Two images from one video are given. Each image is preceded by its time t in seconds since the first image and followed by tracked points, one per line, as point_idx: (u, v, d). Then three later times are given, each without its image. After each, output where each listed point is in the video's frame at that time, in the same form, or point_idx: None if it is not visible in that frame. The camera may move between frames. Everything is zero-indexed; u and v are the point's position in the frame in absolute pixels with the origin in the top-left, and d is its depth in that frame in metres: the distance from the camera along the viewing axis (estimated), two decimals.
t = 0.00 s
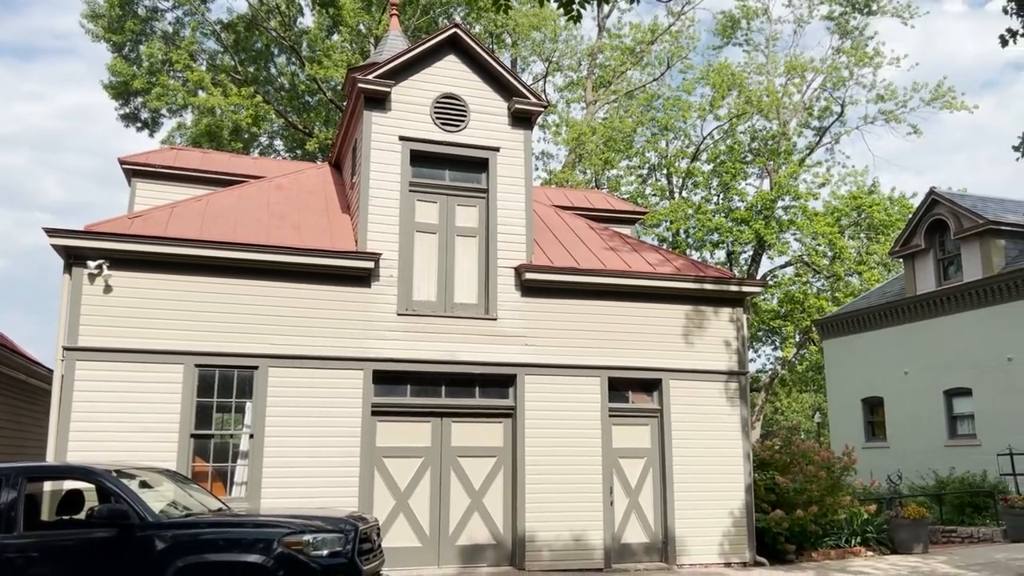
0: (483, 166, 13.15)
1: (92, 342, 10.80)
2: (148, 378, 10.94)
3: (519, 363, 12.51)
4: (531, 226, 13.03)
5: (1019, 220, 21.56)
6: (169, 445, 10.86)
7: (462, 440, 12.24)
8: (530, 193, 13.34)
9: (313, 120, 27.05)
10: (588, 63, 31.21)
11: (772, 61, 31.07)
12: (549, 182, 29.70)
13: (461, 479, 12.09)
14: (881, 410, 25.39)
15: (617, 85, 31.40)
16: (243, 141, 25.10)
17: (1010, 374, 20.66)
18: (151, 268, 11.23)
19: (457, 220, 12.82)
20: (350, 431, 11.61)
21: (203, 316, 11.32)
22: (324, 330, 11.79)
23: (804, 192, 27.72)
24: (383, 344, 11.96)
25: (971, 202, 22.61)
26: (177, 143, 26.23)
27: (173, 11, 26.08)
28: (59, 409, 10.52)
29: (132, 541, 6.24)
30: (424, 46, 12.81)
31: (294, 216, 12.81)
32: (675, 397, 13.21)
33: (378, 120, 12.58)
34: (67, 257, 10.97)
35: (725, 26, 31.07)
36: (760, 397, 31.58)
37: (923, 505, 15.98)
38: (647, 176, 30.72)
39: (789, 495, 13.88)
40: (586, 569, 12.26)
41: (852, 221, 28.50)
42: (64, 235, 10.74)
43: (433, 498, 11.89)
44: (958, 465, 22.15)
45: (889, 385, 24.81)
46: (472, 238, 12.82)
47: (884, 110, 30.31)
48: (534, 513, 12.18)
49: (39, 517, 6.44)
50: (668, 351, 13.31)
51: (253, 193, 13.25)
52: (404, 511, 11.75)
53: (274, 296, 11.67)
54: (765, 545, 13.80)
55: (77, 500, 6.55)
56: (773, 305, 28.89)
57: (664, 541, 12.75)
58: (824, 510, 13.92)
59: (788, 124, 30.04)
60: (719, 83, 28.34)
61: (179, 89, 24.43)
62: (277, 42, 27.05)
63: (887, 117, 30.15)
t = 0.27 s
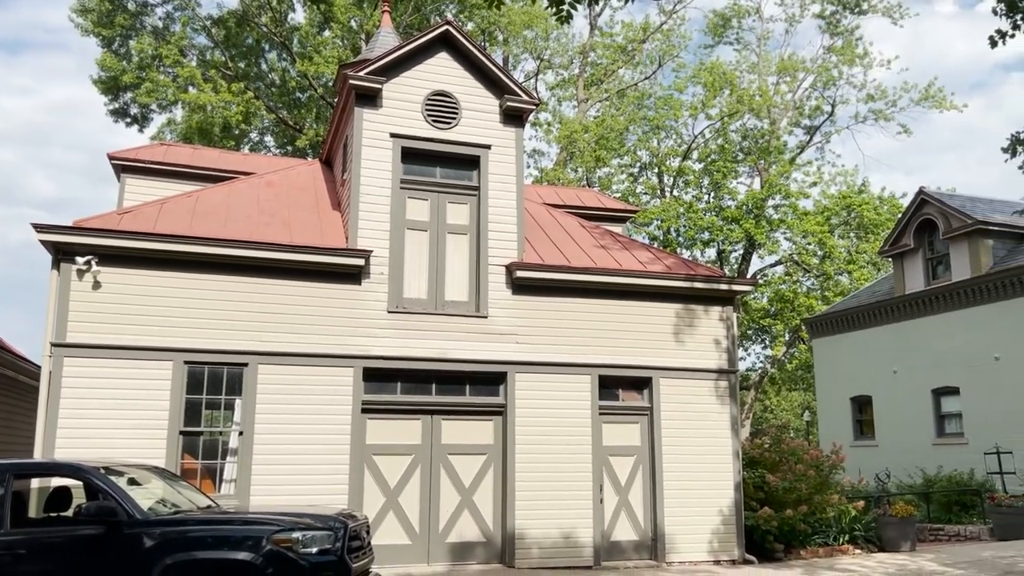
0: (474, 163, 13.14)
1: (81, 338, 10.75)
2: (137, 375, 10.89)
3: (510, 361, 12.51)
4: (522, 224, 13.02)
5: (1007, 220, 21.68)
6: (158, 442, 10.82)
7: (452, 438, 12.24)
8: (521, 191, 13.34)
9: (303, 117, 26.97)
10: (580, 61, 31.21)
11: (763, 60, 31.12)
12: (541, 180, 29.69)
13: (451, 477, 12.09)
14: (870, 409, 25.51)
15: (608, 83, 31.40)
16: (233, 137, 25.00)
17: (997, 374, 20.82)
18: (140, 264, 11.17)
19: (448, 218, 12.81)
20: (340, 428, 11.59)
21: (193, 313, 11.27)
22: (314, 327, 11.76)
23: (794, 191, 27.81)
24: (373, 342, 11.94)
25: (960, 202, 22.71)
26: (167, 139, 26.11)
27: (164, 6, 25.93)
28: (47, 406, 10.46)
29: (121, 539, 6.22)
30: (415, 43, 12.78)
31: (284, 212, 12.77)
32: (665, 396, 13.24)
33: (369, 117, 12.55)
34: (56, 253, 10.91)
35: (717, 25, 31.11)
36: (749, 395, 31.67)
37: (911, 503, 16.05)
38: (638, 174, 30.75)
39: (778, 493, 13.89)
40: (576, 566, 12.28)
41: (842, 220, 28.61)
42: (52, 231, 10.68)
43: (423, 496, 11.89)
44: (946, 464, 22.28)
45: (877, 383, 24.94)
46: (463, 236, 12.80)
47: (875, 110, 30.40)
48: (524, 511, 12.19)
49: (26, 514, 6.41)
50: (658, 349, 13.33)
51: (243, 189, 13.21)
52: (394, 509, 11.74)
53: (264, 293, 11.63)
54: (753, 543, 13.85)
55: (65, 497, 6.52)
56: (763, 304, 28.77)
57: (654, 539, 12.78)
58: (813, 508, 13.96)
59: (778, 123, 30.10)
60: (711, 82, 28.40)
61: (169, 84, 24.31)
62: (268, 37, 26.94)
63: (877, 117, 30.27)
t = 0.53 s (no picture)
0: (465, 161, 13.13)
1: (68, 335, 10.69)
2: (125, 371, 10.84)
3: (499, 359, 12.51)
4: (512, 222, 13.02)
5: (994, 221, 21.81)
6: (146, 439, 10.77)
7: (442, 435, 12.23)
8: (511, 189, 13.33)
9: (293, 113, 26.90)
10: (571, 59, 31.22)
11: (753, 59, 31.21)
12: (531, 178, 29.71)
13: (440, 474, 12.08)
14: (857, 407, 25.65)
15: (599, 82, 31.42)
16: (222, 134, 24.90)
17: (983, 373, 21.00)
18: (128, 261, 11.11)
19: (438, 215, 12.79)
20: (330, 426, 11.57)
21: (181, 310, 11.22)
22: (303, 324, 11.72)
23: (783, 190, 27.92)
24: (362, 339, 11.92)
25: (948, 202, 22.67)
26: (156, 135, 25.99)
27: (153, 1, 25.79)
28: (33, 402, 10.40)
29: (108, 536, 6.19)
30: (406, 40, 12.75)
31: (274, 209, 12.72)
32: (654, 394, 13.27)
33: (359, 114, 12.51)
34: (43, 249, 10.84)
35: (707, 24, 31.17)
36: (738, 393, 31.78)
37: (897, 501, 16.15)
38: (629, 173, 30.79)
39: (766, 491, 13.96)
40: (564, 564, 12.30)
41: (831, 220, 28.72)
42: (40, 227, 10.61)
43: (412, 494, 11.88)
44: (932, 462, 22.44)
45: (864, 382, 25.06)
46: (453, 233, 12.79)
47: (864, 110, 30.54)
48: (513, 509, 12.20)
49: (12, 511, 6.37)
50: (647, 347, 13.36)
51: (233, 186, 13.15)
52: (383, 506, 11.73)
53: (253, 290, 11.59)
54: (741, 541, 13.91)
55: (51, 495, 6.46)
56: (752, 303, 28.74)
57: (642, 536, 12.82)
58: (801, 506, 14.02)
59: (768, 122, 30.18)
60: (701, 82, 28.47)
61: (158, 80, 24.19)
62: (258, 34, 26.83)
63: (866, 117, 30.39)
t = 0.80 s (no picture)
0: (454, 159, 13.11)
1: (54, 331, 10.62)
2: (112, 368, 10.77)
3: (488, 357, 12.51)
4: (502, 219, 13.02)
5: (981, 221, 21.95)
6: (132, 436, 10.72)
7: (430, 433, 12.22)
8: (501, 186, 13.33)
9: (282, 109, 26.80)
10: (561, 57, 31.22)
11: (743, 59, 31.30)
12: (521, 176, 29.71)
13: (428, 472, 12.07)
14: (844, 406, 25.78)
15: (589, 80, 31.44)
16: (210, 130, 24.77)
17: (969, 372, 21.18)
18: (115, 257, 11.05)
19: (427, 213, 12.77)
20: (318, 424, 11.54)
21: (169, 307, 11.17)
22: (291, 321, 11.69)
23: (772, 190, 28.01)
24: (351, 336, 11.89)
25: (936, 202, 22.75)
26: (143, 131, 25.83)
27: None
28: (19, 399, 10.33)
29: (94, 534, 6.15)
30: (396, 37, 12.72)
31: (262, 206, 12.67)
32: (643, 392, 13.30)
33: (348, 110, 12.48)
34: (29, 245, 10.77)
35: (697, 24, 31.24)
36: (726, 392, 31.87)
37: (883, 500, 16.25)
38: (619, 171, 30.83)
39: (752, 489, 14.04)
40: (553, 561, 12.32)
41: (819, 220, 28.84)
42: (26, 222, 10.54)
43: (401, 491, 11.87)
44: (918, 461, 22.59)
45: (851, 381, 25.20)
46: (442, 231, 12.78)
47: (852, 111, 30.68)
48: (501, 506, 12.21)
49: None
50: (636, 346, 13.39)
51: (221, 182, 13.09)
52: (371, 504, 11.71)
53: (241, 287, 11.55)
54: (728, 539, 13.96)
55: (36, 492, 6.38)
56: (741, 302, 29.10)
57: (630, 534, 12.85)
58: (788, 504, 14.09)
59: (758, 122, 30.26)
60: (691, 81, 28.54)
61: (146, 75, 24.03)
62: (247, 29, 26.71)
63: (854, 118, 30.53)
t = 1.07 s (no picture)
0: (443, 156, 13.09)
1: (39, 328, 10.54)
2: (97, 365, 10.71)
3: (477, 355, 12.51)
4: (490, 217, 13.01)
5: (966, 221, 22.08)
6: (118, 433, 10.66)
7: (418, 431, 12.21)
8: (490, 184, 13.32)
9: (270, 105, 26.71)
10: (550, 56, 31.21)
11: (732, 58, 31.37)
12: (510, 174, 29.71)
13: (416, 470, 12.06)
14: (830, 405, 25.91)
15: (578, 79, 31.43)
16: (198, 126, 24.64)
17: (954, 372, 21.35)
18: (101, 253, 10.98)
19: (416, 210, 12.75)
20: (305, 421, 11.51)
21: (155, 303, 11.10)
22: (279, 318, 11.65)
23: (760, 189, 28.11)
24: (339, 334, 11.86)
25: (922, 203, 22.85)
26: (130, 127, 25.68)
27: None
28: (3, 396, 10.26)
29: (79, 532, 6.11)
30: (385, 34, 12.68)
31: (250, 202, 12.62)
32: (631, 390, 13.32)
33: (337, 107, 12.44)
34: (14, 241, 10.69)
35: (686, 23, 31.29)
36: (713, 390, 32.00)
37: (869, 498, 16.35)
38: (608, 170, 30.86)
39: (739, 487, 14.07)
40: (540, 559, 12.33)
41: (806, 219, 28.96)
42: (10, 218, 10.45)
43: (388, 489, 11.85)
44: (903, 459, 22.75)
45: (837, 380, 25.33)
46: (431, 228, 12.76)
47: (840, 111, 30.81)
48: (489, 504, 12.21)
49: None
50: (624, 344, 13.41)
51: (208, 178, 13.02)
52: (358, 502, 11.69)
53: (228, 284, 11.50)
54: (715, 537, 14.02)
55: (20, 490, 6.32)
56: (729, 301, 29.37)
57: (617, 532, 12.88)
58: (774, 502, 14.16)
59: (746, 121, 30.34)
60: (680, 80, 28.60)
61: (133, 71, 23.88)
62: (235, 25, 26.57)
63: (842, 118, 30.67)
